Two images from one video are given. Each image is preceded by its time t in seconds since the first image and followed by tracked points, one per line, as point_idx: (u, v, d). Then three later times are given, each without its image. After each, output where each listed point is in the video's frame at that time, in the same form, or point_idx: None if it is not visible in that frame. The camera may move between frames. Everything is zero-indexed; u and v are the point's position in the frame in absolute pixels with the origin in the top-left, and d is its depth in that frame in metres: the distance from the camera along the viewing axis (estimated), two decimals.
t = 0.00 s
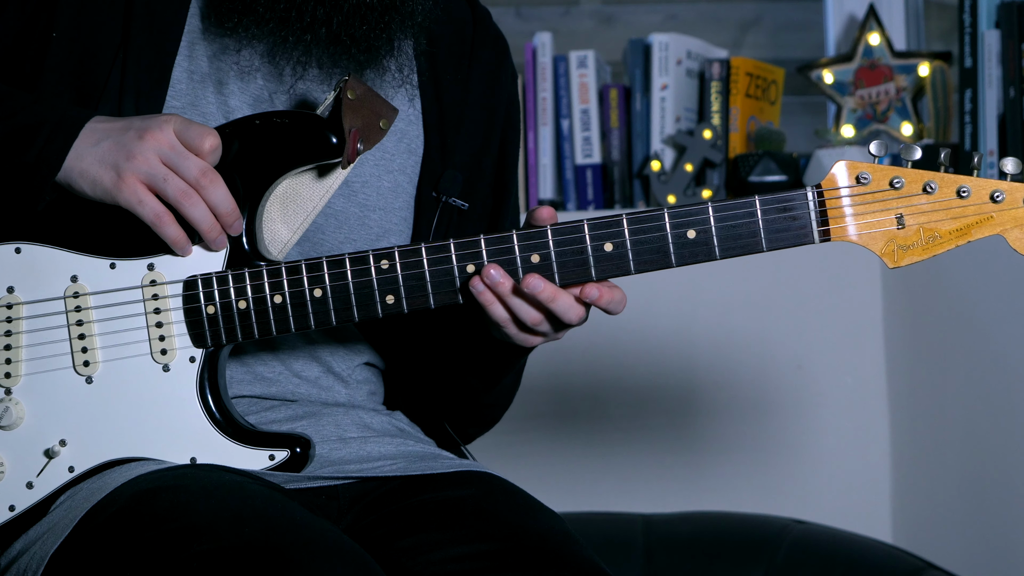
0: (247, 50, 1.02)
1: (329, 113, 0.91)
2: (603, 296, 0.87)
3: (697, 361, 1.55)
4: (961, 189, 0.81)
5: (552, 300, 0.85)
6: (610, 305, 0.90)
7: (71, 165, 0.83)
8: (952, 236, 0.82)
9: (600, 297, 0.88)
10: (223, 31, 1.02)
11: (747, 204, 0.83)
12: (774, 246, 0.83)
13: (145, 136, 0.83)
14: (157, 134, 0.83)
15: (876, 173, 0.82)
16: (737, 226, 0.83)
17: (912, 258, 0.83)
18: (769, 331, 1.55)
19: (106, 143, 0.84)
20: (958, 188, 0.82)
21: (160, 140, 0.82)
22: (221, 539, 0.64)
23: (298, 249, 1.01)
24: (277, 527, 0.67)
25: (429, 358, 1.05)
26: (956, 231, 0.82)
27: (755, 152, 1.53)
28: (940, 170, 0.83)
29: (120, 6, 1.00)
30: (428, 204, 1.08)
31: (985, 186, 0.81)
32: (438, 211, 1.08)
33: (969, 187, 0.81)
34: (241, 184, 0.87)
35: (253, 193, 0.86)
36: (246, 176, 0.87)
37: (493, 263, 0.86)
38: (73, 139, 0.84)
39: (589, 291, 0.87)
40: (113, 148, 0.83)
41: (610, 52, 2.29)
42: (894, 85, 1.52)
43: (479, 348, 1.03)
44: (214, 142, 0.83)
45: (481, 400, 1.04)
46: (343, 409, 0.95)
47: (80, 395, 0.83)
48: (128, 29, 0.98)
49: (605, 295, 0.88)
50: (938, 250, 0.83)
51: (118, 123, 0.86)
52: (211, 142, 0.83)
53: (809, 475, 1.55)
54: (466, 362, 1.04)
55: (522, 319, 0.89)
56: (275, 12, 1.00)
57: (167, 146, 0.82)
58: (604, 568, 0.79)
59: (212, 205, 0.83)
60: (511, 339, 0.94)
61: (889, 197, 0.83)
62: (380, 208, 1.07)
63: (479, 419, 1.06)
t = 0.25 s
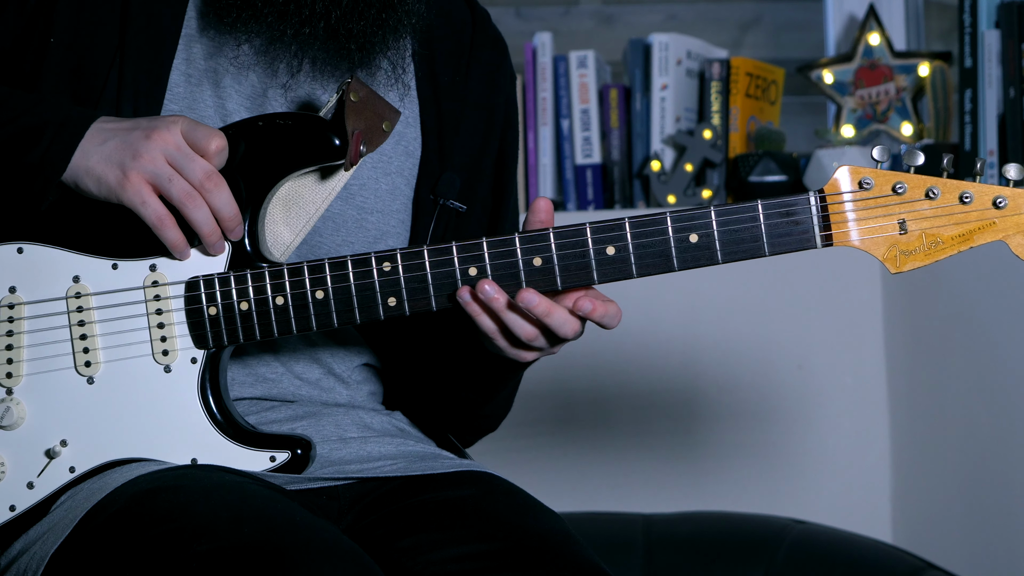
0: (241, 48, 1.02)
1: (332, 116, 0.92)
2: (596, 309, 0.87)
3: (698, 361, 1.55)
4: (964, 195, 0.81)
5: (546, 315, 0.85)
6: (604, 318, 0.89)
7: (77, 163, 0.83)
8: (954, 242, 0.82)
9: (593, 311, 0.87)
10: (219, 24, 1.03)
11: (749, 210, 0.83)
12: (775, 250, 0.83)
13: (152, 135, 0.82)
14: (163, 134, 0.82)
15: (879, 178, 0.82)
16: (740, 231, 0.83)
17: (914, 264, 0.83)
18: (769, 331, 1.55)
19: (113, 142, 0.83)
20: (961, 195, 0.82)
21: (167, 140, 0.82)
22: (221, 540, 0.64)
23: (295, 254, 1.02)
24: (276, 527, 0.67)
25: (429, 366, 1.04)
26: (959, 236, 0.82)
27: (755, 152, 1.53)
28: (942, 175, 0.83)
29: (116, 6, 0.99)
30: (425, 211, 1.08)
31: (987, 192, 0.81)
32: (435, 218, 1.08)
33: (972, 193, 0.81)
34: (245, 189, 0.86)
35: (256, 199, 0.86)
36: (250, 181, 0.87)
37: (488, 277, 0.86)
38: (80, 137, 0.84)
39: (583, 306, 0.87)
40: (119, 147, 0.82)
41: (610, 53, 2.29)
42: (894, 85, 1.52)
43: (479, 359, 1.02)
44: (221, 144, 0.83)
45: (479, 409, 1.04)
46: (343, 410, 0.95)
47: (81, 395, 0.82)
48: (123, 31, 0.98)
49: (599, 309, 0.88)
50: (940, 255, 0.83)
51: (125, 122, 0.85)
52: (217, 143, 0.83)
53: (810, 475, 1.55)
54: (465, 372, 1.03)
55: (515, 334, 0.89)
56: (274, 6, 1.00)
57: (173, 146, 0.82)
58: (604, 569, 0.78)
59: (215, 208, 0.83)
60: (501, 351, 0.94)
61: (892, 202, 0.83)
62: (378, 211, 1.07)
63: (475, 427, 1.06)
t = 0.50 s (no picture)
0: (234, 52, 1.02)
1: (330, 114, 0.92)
2: (616, 289, 0.85)
3: (698, 361, 1.55)
4: (963, 189, 0.81)
5: (563, 292, 0.84)
6: (622, 301, 0.88)
7: (78, 164, 0.83)
8: (953, 236, 0.82)
9: (613, 291, 0.86)
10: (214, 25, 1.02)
11: (749, 204, 0.83)
12: (775, 246, 0.83)
13: (153, 134, 0.82)
14: (164, 134, 0.82)
15: (877, 173, 0.82)
16: (739, 227, 0.83)
17: (913, 258, 0.83)
18: (769, 331, 1.55)
19: (113, 142, 0.83)
20: (959, 189, 0.81)
21: (168, 139, 0.82)
22: (221, 540, 0.64)
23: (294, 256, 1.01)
24: (276, 527, 0.67)
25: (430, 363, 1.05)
26: (957, 231, 0.82)
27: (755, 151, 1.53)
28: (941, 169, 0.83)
29: (114, 8, 1.00)
30: (425, 207, 1.08)
31: (985, 186, 0.81)
32: (436, 213, 1.08)
33: (970, 187, 0.81)
34: (247, 188, 0.87)
35: (256, 197, 0.86)
36: (251, 180, 0.87)
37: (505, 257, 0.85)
38: (79, 138, 0.84)
39: (603, 284, 0.85)
40: (119, 146, 0.82)
41: (610, 53, 2.29)
42: (894, 85, 1.52)
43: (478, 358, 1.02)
44: (221, 143, 0.83)
45: (478, 412, 1.03)
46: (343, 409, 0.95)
47: (81, 396, 0.82)
48: (120, 34, 0.98)
49: (619, 289, 0.86)
50: (938, 250, 0.83)
51: (125, 122, 0.85)
52: (218, 142, 0.83)
53: (810, 475, 1.55)
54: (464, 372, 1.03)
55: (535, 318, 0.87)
56: (270, 14, 1.01)
57: (174, 145, 0.82)
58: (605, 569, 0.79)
59: (216, 208, 0.83)
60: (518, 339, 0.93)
61: (890, 197, 0.83)
62: (376, 210, 1.07)
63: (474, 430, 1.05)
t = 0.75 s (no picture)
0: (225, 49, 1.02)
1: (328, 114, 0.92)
2: (594, 285, 0.84)
3: (698, 361, 1.56)
4: (964, 194, 0.81)
5: (541, 285, 0.84)
6: (608, 301, 0.86)
7: (76, 164, 0.83)
8: (954, 241, 0.82)
9: (593, 288, 0.84)
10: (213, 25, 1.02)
11: (748, 210, 0.83)
12: (775, 250, 0.84)
13: (151, 136, 0.83)
14: (163, 135, 0.83)
15: (879, 177, 0.83)
16: (738, 231, 0.83)
17: (913, 263, 0.83)
18: (769, 331, 1.55)
19: (111, 143, 0.83)
20: (961, 193, 0.82)
21: (166, 141, 0.83)
22: (220, 540, 0.64)
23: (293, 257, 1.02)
24: (275, 527, 0.67)
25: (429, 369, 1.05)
26: (958, 236, 0.82)
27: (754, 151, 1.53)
28: (942, 174, 0.83)
29: (110, 9, 1.00)
30: (425, 203, 1.08)
31: (987, 191, 0.81)
32: (435, 210, 1.08)
33: (971, 192, 0.81)
34: (245, 185, 0.86)
35: (255, 197, 0.86)
36: (249, 177, 0.86)
37: (487, 254, 0.86)
38: (77, 138, 0.84)
39: (580, 280, 0.84)
40: (117, 147, 0.82)
41: (610, 53, 2.29)
42: (894, 85, 1.52)
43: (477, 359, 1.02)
44: (220, 144, 0.84)
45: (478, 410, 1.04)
46: (342, 409, 0.95)
47: (80, 397, 0.83)
48: (117, 36, 0.98)
49: (600, 287, 0.85)
50: (940, 254, 0.83)
51: (123, 123, 0.86)
52: (217, 143, 0.83)
53: (810, 475, 1.55)
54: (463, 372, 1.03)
55: (524, 317, 0.88)
56: (263, 7, 1.00)
57: (172, 146, 0.83)
58: (604, 569, 0.79)
59: (213, 209, 0.83)
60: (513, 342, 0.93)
61: (891, 202, 0.83)
62: (374, 210, 1.07)
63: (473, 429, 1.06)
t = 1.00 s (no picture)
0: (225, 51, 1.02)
1: (331, 117, 0.91)
2: (604, 287, 0.84)
3: (698, 362, 1.56)
4: (966, 202, 0.82)
5: (552, 287, 0.84)
6: (618, 302, 0.86)
7: (78, 165, 0.83)
8: (957, 249, 0.82)
9: (603, 289, 0.85)
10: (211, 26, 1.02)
11: (751, 215, 0.83)
12: (778, 257, 0.84)
13: (155, 137, 0.83)
14: (167, 136, 0.83)
15: (881, 185, 0.83)
16: (741, 237, 0.84)
17: (916, 270, 0.83)
18: (769, 331, 1.55)
19: (114, 144, 0.84)
20: (964, 201, 0.82)
21: (170, 142, 0.83)
22: (220, 541, 0.64)
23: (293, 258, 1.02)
24: (275, 527, 0.67)
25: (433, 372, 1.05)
26: (962, 244, 0.82)
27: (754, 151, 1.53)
28: (945, 181, 0.83)
29: (112, 9, 1.00)
30: (426, 206, 1.08)
31: (990, 200, 0.81)
32: (436, 212, 1.08)
33: (975, 200, 0.82)
34: (248, 183, 0.86)
35: (257, 198, 0.86)
36: (252, 176, 0.87)
37: (495, 257, 0.85)
38: (80, 140, 0.84)
39: (591, 281, 0.85)
40: (120, 148, 0.83)
41: (610, 52, 2.29)
42: (894, 85, 1.52)
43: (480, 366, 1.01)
44: (224, 146, 0.84)
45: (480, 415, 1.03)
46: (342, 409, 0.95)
47: (82, 397, 0.83)
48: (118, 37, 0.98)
49: (610, 288, 0.85)
50: (943, 262, 0.83)
51: (126, 124, 0.86)
52: (220, 146, 0.84)
53: (810, 475, 1.55)
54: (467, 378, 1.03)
55: (534, 320, 0.87)
56: (263, 13, 1.00)
57: (176, 147, 0.83)
58: (605, 569, 0.79)
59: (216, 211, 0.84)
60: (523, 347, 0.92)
61: (895, 210, 0.83)
62: (375, 211, 1.07)
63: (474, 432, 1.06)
